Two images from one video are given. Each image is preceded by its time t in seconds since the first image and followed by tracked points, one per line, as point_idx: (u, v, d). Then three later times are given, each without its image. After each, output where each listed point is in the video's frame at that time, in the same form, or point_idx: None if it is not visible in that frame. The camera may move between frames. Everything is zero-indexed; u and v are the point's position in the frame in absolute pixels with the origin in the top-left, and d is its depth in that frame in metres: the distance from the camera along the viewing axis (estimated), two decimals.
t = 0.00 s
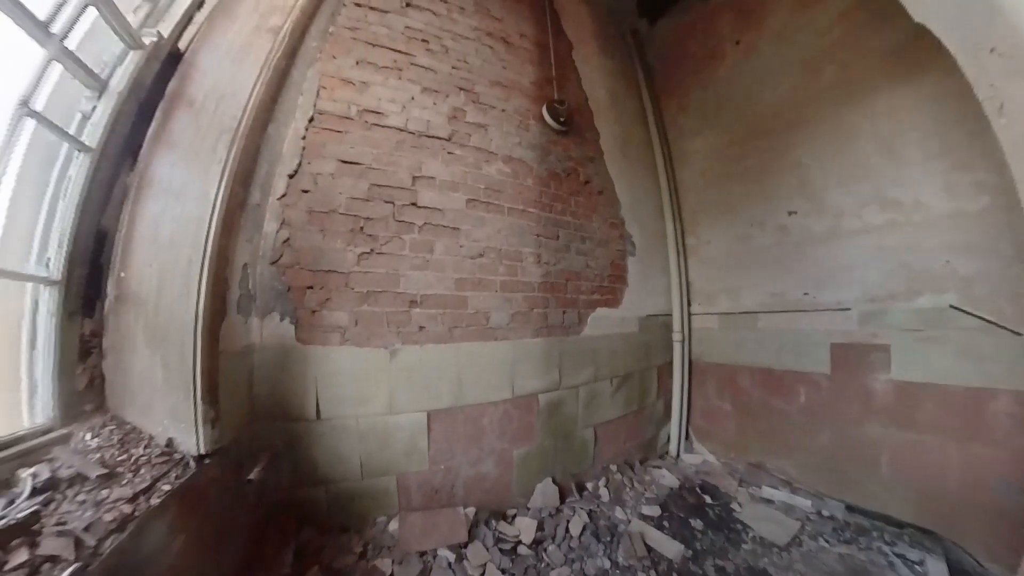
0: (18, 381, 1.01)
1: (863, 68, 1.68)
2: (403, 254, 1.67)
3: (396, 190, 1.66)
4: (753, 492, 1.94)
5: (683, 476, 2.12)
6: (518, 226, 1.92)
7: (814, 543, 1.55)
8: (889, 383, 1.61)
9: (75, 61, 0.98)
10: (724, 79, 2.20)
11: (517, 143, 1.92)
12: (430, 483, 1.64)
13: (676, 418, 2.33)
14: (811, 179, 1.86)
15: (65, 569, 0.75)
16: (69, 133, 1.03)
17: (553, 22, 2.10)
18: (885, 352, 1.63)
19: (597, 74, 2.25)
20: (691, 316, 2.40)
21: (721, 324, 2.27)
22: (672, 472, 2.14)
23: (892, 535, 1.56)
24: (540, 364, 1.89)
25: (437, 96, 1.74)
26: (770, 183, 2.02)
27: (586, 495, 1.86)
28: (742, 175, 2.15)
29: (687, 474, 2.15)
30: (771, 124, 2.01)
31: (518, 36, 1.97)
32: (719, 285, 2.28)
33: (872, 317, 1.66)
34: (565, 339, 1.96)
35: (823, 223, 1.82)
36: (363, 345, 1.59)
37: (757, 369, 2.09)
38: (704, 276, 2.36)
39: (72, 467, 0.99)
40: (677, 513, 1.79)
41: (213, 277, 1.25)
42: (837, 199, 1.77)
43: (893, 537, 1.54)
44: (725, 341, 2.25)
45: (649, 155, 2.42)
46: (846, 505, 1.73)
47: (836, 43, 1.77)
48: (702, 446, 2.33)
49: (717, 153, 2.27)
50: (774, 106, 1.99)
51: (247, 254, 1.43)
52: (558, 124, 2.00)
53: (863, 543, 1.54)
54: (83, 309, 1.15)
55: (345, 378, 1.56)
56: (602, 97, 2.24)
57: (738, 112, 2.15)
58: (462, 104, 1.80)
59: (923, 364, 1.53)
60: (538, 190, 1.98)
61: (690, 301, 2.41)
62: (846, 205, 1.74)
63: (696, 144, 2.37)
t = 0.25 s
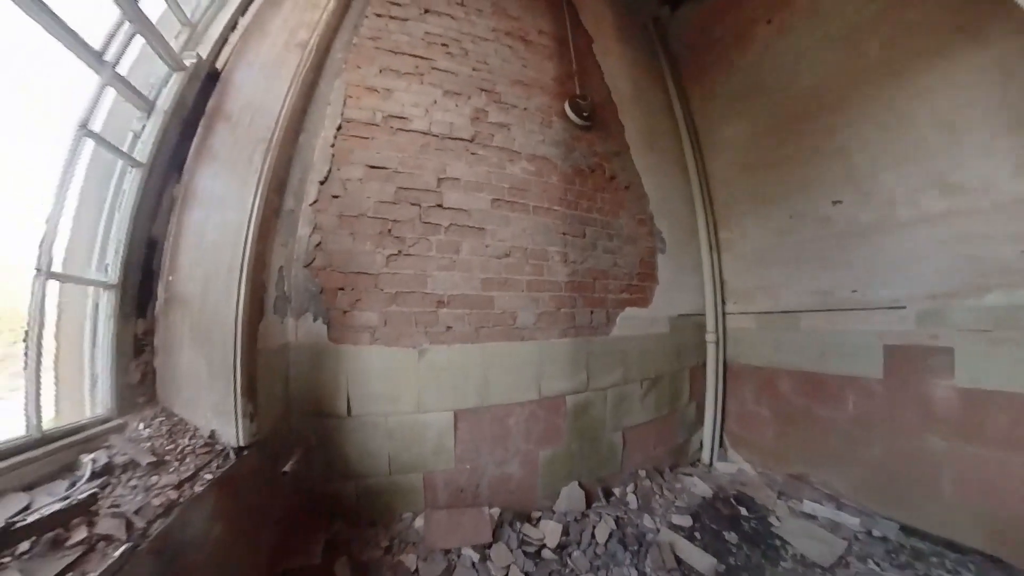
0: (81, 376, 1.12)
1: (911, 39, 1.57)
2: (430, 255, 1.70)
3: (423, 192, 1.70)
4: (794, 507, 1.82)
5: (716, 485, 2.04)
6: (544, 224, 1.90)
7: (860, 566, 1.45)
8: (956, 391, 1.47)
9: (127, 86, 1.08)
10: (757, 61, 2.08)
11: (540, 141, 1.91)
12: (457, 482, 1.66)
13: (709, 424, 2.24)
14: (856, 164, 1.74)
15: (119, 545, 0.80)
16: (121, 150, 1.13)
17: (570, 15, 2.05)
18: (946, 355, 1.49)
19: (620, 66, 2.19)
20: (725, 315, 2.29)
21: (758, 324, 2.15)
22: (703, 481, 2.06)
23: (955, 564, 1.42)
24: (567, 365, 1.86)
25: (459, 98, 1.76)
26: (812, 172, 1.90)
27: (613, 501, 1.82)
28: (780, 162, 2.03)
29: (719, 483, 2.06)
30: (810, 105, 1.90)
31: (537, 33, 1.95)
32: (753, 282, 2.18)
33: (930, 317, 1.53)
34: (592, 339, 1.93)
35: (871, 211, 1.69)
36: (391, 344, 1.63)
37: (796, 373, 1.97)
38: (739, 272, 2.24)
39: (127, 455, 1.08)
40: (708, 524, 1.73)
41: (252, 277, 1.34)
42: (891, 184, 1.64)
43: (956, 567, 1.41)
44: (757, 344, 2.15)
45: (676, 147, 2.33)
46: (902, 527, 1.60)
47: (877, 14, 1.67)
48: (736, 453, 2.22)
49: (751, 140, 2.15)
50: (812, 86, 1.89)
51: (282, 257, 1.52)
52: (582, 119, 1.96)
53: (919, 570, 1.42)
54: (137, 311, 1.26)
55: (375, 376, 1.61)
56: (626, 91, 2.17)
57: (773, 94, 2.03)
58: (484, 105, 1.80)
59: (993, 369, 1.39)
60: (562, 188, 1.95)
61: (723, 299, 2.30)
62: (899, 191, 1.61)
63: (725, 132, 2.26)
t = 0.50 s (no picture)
0: (143, 369, 1.26)
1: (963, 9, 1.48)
2: (456, 257, 1.75)
3: (447, 197, 1.75)
4: (832, 522, 1.80)
5: (748, 496, 2.04)
6: (568, 223, 1.90)
7: None
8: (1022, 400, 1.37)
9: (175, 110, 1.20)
10: (790, 45, 2.03)
11: (561, 140, 1.91)
12: (481, 479, 1.71)
13: (741, 430, 2.23)
14: (900, 149, 1.67)
15: (174, 521, 0.91)
16: (173, 168, 1.26)
17: (587, 11, 2.03)
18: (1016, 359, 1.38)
19: (641, 60, 2.15)
20: (759, 313, 2.27)
21: (795, 325, 2.11)
22: (734, 489, 2.07)
23: None
24: (593, 366, 1.86)
25: (479, 102, 1.79)
26: (852, 161, 1.83)
27: (637, 505, 1.85)
28: (816, 147, 1.97)
29: (751, 492, 2.07)
30: (847, 87, 1.83)
31: (553, 31, 1.95)
32: (791, 280, 2.13)
33: (990, 317, 1.44)
34: (618, 340, 1.93)
35: (923, 202, 1.61)
36: (419, 344, 1.69)
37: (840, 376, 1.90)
38: (773, 269, 2.21)
39: (182, 441, 1.21)
40: (738, 535, 1.75)
41: (290, 281, 1.43)
42: (941, 170, 1.55)
43: None
44: (796, 344, 2.11)
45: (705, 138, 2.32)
46: (958, 550, 1.52)
47: None
48: (771, 463, 2.19)
49: (784, 126, 2.11)
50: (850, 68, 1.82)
51: (317, 261, 1.61)
52: (602, 117, 1.95)
53: None
54: (190, 311, 1.40)
55: (403, 374, 1.68)
56: (647, 88, 2.14)
57: (807, 78, 1.98)
58: (505, 107, 1.83)
59: None
60: (585, 187, 1.94)
61: (757, 297, 2.29)
62: (955, 178, 1.51)
63: (755, 121, 2.23)
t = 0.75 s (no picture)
0: (189, 369, 1.38)
1: None
2: (487, 258, 1.76)
3: (477, 198, 1.77)
4: (883, 540, 1.68)
5: (787, 507, 1.95)
6: (598, 222, 1.87)
7: None
8: None
9: (216, 123, 1.30)
10: (830, 21, 1.89)
11: (589, 137, 1.88)
12: (511, 481, 1.72)
13: (780, 437, 2.13)
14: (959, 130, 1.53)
15: (216, 520, 0.96)
16: (216, 178, 1.38)
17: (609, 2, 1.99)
18: None
19: (667, 50, 2.08)
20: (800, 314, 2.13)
21: (842, 325, 1.97)
22: (773, 500, 1.98)
23: None
24: (626, 368, 1.83)
25: (504, 103, 1.80)
26: (905, 146, 1.69)
27: (670, 513, 1.81)
28: (865, 130, 1.83)
29: (791, 504, 1.97)
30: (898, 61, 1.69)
31: (575, 26, 1.92)
32: (833, 277, 2.01)
33: None
34: (652, 342, 1.87)
35: (992, 185, 1.46)
36: (450, 344, 1.72)
37: (891, 381, 1.76)
38: (815, 265, 2.08)
39: (223, 440, 1.29)
40: (777, 549, 1.68)
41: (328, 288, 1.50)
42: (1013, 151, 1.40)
43: None
44: (837, 345, 1.99)
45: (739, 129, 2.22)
46: None
47: None
48: (813, 475, 2.08)
49: (828, 110, 1.97)
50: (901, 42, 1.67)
51: (352, 264, 1.68)
52: (629, 110, 1.90)
53: None
54: (234, 313, 1.51)
55: (436, 375, 1.72)
56: (675, 78, 2.07)
57: (850, 56, 1.84)
58: (530, 106, 1.82)
59: None
60: (615, 183, 1.90)
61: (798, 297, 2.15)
62: None
63: (796, 107, 2.09)
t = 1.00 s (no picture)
0: (236, 372, 1.50)
1: None
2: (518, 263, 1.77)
3: (507, 202, 1.78)
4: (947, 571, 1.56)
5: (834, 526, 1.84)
6: (631, 221, 1.82)
7: None
8: None
9: (256, 141, 1.42)
10: None
11: (617, 134, 1.83)
12: (542, 487, 1.72)
13: (826, 452, 2.00)
14: None
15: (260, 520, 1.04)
16: (259, 193, 1.51)
17: None
18: None
19: (697, 37, 1.99)
20: (848, 315, 2.01)
21: (898, 327, 1.84)
22: (817, 517, 1.87)
23: None
24: (661, 374, 1.78)
25: (530, 105, 1.79)
26: (974, 130, 1.56)
27: (705, 527, 1.75)
28: (933, 109, 1.67)
29: (839, 523, 1.86)
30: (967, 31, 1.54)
31: (598, 21, 1.88)
32: (888, 276, 1.87)
33: None
34: (688, 346, 1.80)
35: None
36: (483, 348, 1.75)
37: (960, 393, 1.64)
38: (865, 263, 1.96)
39: (269, 439, 1.39)
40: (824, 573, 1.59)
41: (364, 296, 1.58)
42: None
43: None
44: (893, 349, 1.87)
45: (775, 118, 2.08)
46: None
47: None
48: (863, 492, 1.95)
49: (883, 91, 1.82)
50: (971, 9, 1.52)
51: (386, 271, 1.74)
52: (659, 104, 1.84)
53: None
54: (278, 320, 1.62)
55: (469, 379, 1.75)
56: (704, 65, 1.97)
57: (912, 28, 1.68)
58: (557, 106, 1.80)
59: None
60: (647, 181, 1.84)
61: (847, 297, 2.02)
62: None
63: (847, 89, 1.94)
